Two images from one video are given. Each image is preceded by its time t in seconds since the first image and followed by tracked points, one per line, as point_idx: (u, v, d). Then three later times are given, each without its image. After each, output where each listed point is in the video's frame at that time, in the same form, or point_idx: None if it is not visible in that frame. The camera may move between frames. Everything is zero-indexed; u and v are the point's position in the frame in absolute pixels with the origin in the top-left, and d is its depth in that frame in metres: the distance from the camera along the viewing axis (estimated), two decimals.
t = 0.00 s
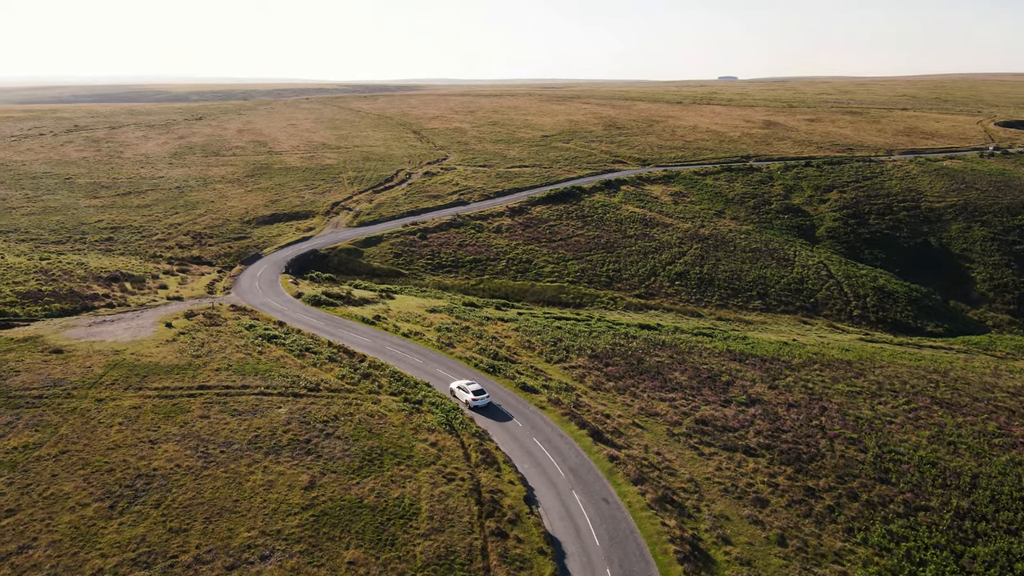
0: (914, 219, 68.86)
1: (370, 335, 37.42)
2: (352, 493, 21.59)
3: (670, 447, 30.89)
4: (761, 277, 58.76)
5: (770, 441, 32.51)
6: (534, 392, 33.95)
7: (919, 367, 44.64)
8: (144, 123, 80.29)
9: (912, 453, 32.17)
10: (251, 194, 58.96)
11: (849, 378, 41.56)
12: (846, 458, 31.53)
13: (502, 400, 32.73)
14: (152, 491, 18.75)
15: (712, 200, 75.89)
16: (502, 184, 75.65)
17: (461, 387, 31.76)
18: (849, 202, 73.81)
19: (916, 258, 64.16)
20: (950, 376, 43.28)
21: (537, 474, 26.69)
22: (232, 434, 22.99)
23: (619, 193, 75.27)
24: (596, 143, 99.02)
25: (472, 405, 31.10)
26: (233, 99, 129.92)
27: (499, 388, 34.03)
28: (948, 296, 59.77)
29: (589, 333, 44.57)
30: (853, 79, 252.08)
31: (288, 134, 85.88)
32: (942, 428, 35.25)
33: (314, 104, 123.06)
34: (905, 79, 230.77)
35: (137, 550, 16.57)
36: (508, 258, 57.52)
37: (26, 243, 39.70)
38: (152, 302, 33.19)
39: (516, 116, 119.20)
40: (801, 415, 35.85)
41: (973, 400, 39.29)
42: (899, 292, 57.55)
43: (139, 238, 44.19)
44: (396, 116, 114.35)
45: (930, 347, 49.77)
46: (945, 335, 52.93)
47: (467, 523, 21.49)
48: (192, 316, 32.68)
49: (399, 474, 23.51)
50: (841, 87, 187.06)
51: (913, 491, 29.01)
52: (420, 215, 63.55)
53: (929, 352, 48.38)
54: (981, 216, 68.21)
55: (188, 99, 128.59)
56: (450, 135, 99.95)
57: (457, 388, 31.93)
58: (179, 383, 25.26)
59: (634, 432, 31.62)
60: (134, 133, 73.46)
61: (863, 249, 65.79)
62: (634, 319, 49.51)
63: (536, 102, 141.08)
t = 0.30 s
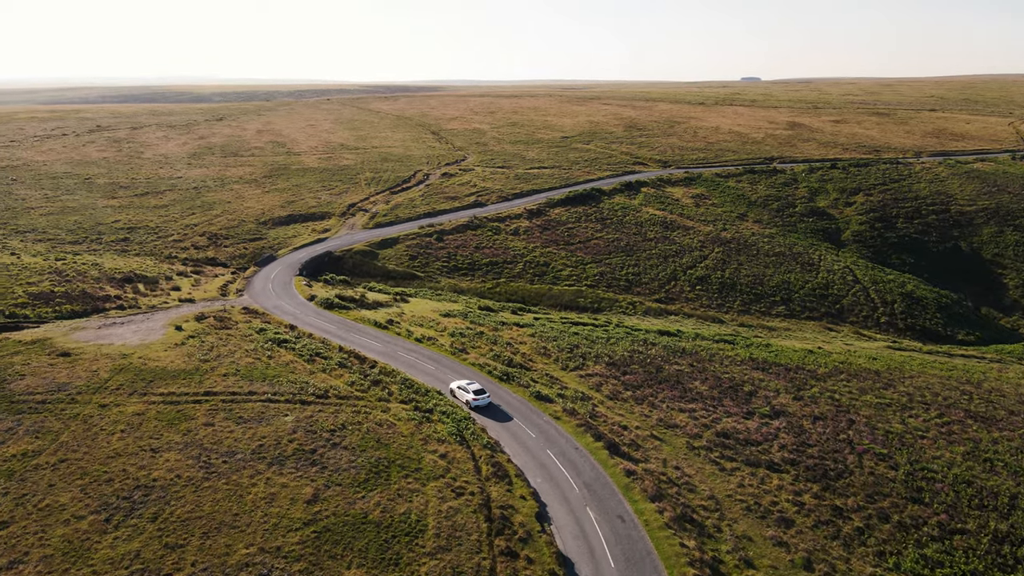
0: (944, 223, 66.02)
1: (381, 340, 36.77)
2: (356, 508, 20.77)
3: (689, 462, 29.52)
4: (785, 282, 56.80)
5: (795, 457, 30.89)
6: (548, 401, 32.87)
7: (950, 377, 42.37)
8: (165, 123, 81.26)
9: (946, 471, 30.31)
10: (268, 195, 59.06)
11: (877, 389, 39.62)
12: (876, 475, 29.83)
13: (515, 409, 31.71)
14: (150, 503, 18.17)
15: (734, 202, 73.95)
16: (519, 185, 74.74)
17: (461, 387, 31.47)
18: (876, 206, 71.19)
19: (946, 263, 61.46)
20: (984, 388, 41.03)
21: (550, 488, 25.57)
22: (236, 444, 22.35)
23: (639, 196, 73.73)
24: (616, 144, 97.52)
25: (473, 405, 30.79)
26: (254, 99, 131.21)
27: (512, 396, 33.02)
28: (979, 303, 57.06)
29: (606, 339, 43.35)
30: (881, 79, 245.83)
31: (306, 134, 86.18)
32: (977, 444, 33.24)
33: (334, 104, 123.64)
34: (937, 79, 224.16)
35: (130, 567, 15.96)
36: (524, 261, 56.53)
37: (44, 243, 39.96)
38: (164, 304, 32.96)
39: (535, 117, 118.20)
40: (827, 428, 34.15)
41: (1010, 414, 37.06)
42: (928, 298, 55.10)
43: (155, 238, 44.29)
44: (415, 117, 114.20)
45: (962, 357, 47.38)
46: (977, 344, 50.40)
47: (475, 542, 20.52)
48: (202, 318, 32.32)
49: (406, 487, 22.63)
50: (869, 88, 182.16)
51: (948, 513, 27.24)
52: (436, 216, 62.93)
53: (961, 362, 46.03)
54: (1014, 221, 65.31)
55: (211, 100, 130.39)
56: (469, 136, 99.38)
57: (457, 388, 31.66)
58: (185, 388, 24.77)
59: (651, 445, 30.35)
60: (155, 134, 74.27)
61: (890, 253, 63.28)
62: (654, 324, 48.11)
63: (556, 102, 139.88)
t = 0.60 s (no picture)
0: (976, 227, 63.06)
1: (394, 345, 36.03)
2: (359, 523, 19.94)
3: (710, 478, 28.08)
4: (810, 288, 54.70)
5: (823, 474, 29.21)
6: (564, 411, 31.71)
7: (984, 390, 40.05)
8: (188, 124, 82.23)
9: (985, 491, 28.41)
10: (285, 196, 59.11)
11: (908, 402, 37.58)
12: (909, 494, 28.05)
13: (529, 419, 30.58)
14: (146, 516, 17.59)
15: (759, 205, 71.79)
16: (538, 187, 73.73)
17: (461, 387, 31.14)
18: (905, 209, 68.44)
19: (978, 269, 58.65)
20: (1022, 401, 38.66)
21: (564, 504, 24.36)
22: (240, 453, 21.69)
23: (661, 198, 72.03)
24: (637, 145, 95.87)
25: (474, 405, 30.48)
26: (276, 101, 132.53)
27: (527, 405, 31.92)
28: (1014, 310, 54.23)
29: (625, 346, 42.02)
30: (912, 80, 238.87)
31: (326, 135, 86.43)
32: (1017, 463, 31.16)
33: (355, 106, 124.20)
34: (971, 79, 216.79)
35: None
36: (542, 264, 55.46)
37: (62, 243, 40.24)
38: (176, 306, 32.73)
39: (556, 118, 117.05)
40: (857, 443, 32.34)
41: None
42: (960, 306, 52.53)
43: (172, 239, 44.42)
44: (435, 118, 113.99)
45: (997, 367, 44.86)
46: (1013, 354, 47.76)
47: (483, 562, 19.53)
48: (214, 322, 31.93)
49: (413, 502, 21.71)
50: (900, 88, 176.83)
51: (987, 538, 25.53)
52: (454, 218, 62.24)
53: (996, 373, 43.56)
54: None
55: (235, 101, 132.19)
56: (488, 137, 98.67)
57: (457, 388, 31.33)
58: (191, 394, 24.26)
59: (671, 459, 28.98)
60: (177, 134, 75.03)
61: (919, 259, 60.64)
62: (674, 331, 46.57)
63: (577, 103, 138.46)
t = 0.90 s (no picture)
0: (1011, 232, 60.02)
1: (407, 351, 35.31)
2: (362, 540, 19.11)
3: (732, 495, 26.62)
4: (838, 294, 52.50)
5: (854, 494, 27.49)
6: (580, 422, 30.53)
7: None
8: (211, 125, 83.20)
9: None
10: (304, 197, 59.12)
11: (942, 415, 35.45)
12: (945, 517, 26.23)
13: (544, 430, 29.44)
14: (141, 529, 17.04)
15: (785, 208, 69.51)
16: (558, 189, 72.61)
17: (461, 387, 30.81)
18: (936, 213, 65.57)
19: (1015, 275, 55.73)
20: None
21: (578, 522, 23.19)
22: (243, 464, 21.04)
23: (683, 201, 70.24)
24: (660, 147, 94.06)
25: (473, 405, 30.16)
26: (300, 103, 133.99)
27: (541, 415, 30.81)
28: None
29: (646, 354, 40.63)
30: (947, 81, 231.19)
31: (347, 136, 86.63)
32: None
33: (377, 107, 124.69)
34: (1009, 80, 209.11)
35: None
36: (562, 268, 54.31)
37: (81, 244, 40.59)
38: (189, 309, 32.49)
39: (577, 120, 115.75)
40: (889, 459, 30.47)
41: None
42: (995, 315, 49.86)
43: (189, 241, 44.53)
44: (455, 119, 113.65)
45: None
46: None
47: None
48: (225, 325, 31.55)
49: (420, 518, 20.81)
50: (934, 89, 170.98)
51: None
52: (472, 220, 61.48)
53: None
54: None
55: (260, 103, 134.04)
56: (508, 139, 97.85)
57: (457, 388, 31.00)
58: (197, 400, 23.78)
59: (691, 474, 27.59)
60: (199, 135, 75.90)
61: (951, 264, 57.88)
62: (696, 338, 44.96)
63: (600, 105, 136.82)
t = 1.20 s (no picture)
0: None
1: (420, 356, 34.60)
2: (365, 559, 18.33)
3: (756, 515, 25.16)
4: (866, 300, 50.27)
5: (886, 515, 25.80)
6: (597, 434, 29.37)
7: None
8: (234, 125, 84.04)
9: None
10: (322, 198, 59.08)
11: (980, 431, 33.37)
12: (985, 544, 24.43)
13: (559, 442, 28.34)
14: (136, 545, 16.49)
15: (812, 211, 67.16)
16: (579, 191, 71.42)
17: (460, 387, 30.43)
18: (970, 217, 62.69)
19: None
20: None
21: (593, 542, 22.00)
22: (246, 476, 20.41)
23: (706, 204, 68.36)
24: (683, 149, 92.10)
25: (474, 406, 29.75)
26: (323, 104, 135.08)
27: (557, 426, 29.71)
28: None
29: (666, 362, 39.23)
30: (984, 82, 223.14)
31: (367, 137, 86.77)
32: None
33: (398, 108, 124.92)
34: None
35: None
36: (581, 272, 53.15)
37: (101, 244, 40.89)
38: (202, 311, 32.27)
39: (599, 121, 114.26)
40: (923, 478, 28.68)
41: None
42: None
43: (206, 242, 44.63)
44: (476, 120, 113.17)
45: None
46: None
47: None
48: (237, 328, 31.20)
49: (426, 535, 19.95)
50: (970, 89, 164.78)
51: None
52: (491, 222, 60.72)
53: None
54: None
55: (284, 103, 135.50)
56: (529, 140, 96.96)
57: (457, 388, 30.65)
58: (203, 406, 23.31)
59: (712, 492, 26.22)
60: (222, 136, 76.64)
61: (986, 270, 55.10)
62: (719, 345, 43.33)
63: (622, 106, 135.03)
